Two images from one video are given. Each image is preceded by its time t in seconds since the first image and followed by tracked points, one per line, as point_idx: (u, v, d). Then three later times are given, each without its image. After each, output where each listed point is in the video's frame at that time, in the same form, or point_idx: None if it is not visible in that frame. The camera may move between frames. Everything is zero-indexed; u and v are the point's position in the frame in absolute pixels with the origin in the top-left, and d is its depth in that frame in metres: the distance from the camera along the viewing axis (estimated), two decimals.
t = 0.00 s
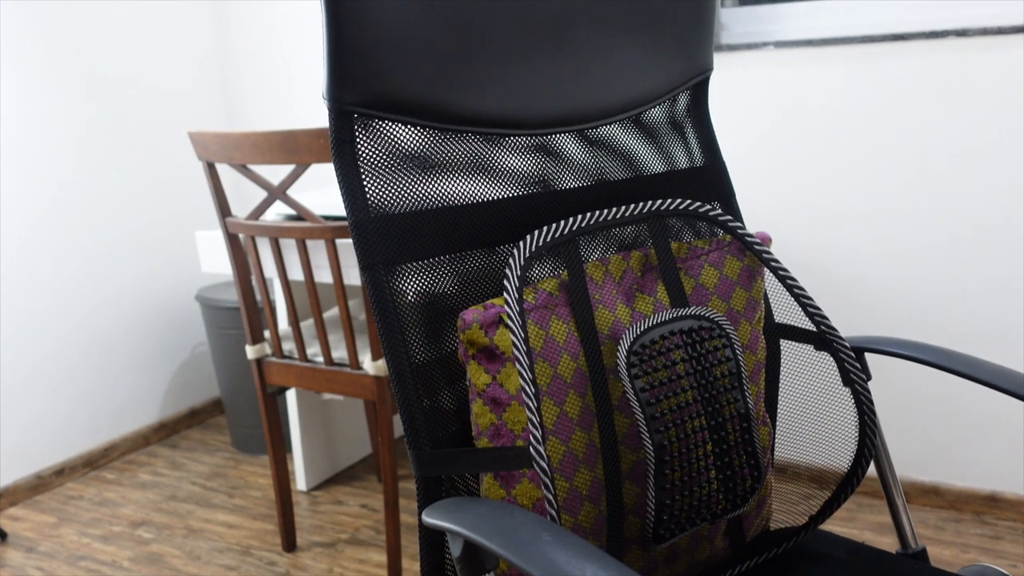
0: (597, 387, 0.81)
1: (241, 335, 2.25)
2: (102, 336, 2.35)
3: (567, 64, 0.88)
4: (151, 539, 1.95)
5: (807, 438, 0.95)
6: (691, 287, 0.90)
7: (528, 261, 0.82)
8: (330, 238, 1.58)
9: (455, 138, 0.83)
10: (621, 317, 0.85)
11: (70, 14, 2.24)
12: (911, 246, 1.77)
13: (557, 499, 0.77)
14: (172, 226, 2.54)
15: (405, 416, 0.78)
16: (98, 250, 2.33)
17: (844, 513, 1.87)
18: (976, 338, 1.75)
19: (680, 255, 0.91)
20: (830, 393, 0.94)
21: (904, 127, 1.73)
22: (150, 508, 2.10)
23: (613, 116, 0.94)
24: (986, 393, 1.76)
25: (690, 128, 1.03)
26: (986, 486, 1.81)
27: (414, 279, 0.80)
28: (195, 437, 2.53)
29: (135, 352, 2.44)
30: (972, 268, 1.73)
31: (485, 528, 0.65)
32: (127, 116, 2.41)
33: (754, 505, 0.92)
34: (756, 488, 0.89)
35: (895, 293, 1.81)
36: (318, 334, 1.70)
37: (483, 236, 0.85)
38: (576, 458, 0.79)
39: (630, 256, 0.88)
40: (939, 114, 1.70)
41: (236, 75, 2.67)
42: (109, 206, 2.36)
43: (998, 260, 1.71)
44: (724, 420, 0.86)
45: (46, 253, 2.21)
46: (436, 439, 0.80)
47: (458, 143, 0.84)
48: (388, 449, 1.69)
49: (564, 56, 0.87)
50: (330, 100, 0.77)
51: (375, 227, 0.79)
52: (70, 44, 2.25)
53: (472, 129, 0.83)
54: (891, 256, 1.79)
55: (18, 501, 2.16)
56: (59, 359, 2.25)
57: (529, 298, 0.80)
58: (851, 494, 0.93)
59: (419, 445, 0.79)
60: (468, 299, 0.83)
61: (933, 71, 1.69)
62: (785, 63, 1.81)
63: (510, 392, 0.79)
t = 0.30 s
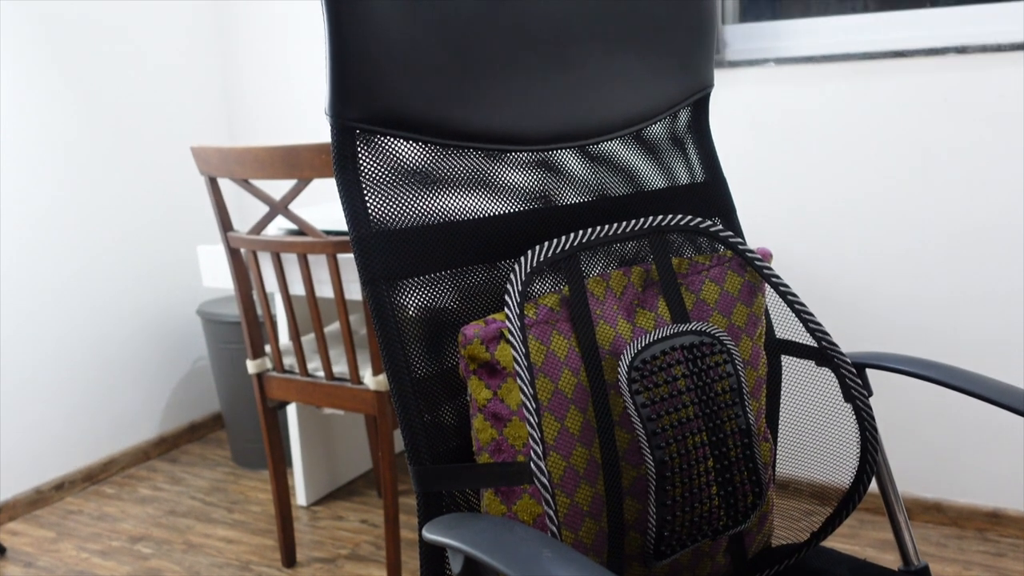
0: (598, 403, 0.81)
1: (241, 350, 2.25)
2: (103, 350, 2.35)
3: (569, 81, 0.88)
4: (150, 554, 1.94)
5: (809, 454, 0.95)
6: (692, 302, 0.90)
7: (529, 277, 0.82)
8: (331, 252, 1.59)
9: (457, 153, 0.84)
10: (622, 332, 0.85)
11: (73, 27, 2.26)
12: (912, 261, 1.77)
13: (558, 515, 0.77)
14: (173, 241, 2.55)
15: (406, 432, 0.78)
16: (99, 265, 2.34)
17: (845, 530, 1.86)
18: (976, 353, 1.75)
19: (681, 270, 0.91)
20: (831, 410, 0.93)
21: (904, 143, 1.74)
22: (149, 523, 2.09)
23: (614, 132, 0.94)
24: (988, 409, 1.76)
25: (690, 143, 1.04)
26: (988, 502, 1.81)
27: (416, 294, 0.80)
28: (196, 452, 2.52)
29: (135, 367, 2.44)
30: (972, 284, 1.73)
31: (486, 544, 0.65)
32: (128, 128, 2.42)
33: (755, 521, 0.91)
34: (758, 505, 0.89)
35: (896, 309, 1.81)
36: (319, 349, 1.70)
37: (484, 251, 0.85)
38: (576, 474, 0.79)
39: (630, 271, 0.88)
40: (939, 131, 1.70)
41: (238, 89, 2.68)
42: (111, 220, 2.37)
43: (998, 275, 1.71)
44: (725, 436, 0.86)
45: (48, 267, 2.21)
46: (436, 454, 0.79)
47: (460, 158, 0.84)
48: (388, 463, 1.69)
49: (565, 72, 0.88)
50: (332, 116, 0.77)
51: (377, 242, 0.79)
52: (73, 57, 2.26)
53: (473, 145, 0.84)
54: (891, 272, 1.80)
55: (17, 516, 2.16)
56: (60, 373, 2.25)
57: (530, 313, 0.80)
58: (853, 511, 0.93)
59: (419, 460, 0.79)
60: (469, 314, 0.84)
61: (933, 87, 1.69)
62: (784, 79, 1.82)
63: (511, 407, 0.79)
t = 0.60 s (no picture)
0: (599, 417, 0.81)
1: (242, 363, 2.25)
2: (103, 363, 2.35)
3: (570, 95, 0.89)
4: (149, 568, 1.94)
5: (810, 469, 0.95)
6: (692, 316, 0.90)
7: (530, 291, 0.82)
8: (332, 266, 1.59)
9: (458, 168, 0.84)
10: (622, 346, 0.85)
11: (76, 42, 2.27)
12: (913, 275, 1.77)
13: (558, 530, 0.77)
14: (175, 255, 2.55)
15: (407, 446, 0.78)
16: (100, 278, 2.34)
17: (847, 545, 1.85)
18: (977, 368, 1.75)
19: (682, 285, 0.91)
20: (832, 425, 0.93)
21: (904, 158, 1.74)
22: (148, 537, 2.08)
23: (614, 147, 0.95)
24: (989, 424, 1.76)
25: (691, 158, 1.04)
26: (990, 518, 1.80)
27: (416, 307, 0.80)
28: (195, 465, 2.52)
29: (136, 380, 2.44)
30: (973, 298, 1.73)
31: (488, 559, 0.65)
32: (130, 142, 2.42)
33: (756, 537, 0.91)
34: (759, 520, 0.89)
35: (897, 323, 1.80)
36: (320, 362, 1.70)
37: (485, 265, 0.85)
38: (577, 489, 0.79)
39: (631, 286, 0.88)
40: (940, 146, 1.71)
41: (240, 104, 2.69)
42: (113, 234, 2.37)
43: (999, 290, 1.71)
44: (726, 451, 0.86)
45: (50, 280, 2.22)
46: (437, 468, 0.79)
47: (461, 172, 0.84)
48: (388, 476, 1.69)
49: (566, 88, 0.88)
50: (334, 130, 0.77)
51: (378, 256, 0.79)
52: (76, 72, 2.28)
53: (475, 159, 0.84)
54: (892, 286, 1.80)
55: (16, 529, 2.15)
56: (60, 386, 2.25)
57: (531, 327, 0.80)
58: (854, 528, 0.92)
59: (420, 474, 0.79)
60: (469, 328, 0.84)
61: (932, 102, 1.70)
62: (785, 95, 1.83)
63: (511, 421, 0.79)
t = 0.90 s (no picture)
0: (599, 427, 0.81)
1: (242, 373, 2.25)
2: (103, 373, 2.35)
3: (571, 106, 0.89)
4: None
5: (811, 479, 0.94)
6: (693, 326, 0.91)
7: (531, 300, 0.82)
8: (333, 275, 1.59)
9: (459, 178, 0.84)
10: (623, 356, 0.85)
11: (78, 52, 2.28)
12: (913, 286, 1.77)
13: (558, 540, 0.76)
14: (176, 266, 2.56)
15: (407, 455, 0.78)
16: (101, 287, 2.34)
17: (849, 556, 1.84)
18: (977, 378, 1.75)
19: (682, 295, 0.91)
20: (833, 435, 0.93)
21: (903, 169, 1.74)
22: (148, 546, 2.08)
23: (615, 157, 0.95)
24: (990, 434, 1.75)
25: (691, 168, 1.04)
26: (991, 528, 1.80)
27: (417, 317, 0.81)
28: (195, 475, 2.51)
29: (136, 389, 2.44)
30: (974, 308, 1.73)
31: (487, 570, 0.65)
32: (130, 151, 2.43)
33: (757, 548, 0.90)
34: (760, 530, 0.88)
35: (897, 333, 1.80)
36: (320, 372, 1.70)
37: (486, 275, 0.85)
38: (577, 499, 0.79)
39: (632, 296, 0.88)
40: (940, 157, 1.71)
41: (241, 114, 2.70)
42: (113, 243, 2.37)
43: (999, 300, 1.71)
44: (726, 461, 0.86)
45: (51, 289, 2.22)
46: (437, 478, 0.79)
47: (462, 182, 0.85)
48: (388, 486, 1.68)
49: (567, 98, 0.89)
50: (336, 141, 0.78)
51: (378, 266, 0.79)
52: (77, 82, 2.28)
53: (475, 169, 0.84)
54: (892, 297, 1.80)
55: (16, 539, 2.14)
56: (60, 395, 2.24)
57: (531, 337, 0.80)
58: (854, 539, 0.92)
59: (420, 485, 0.78)
60: (470, 338, 0.84)
61: (933, 113, 1.70)
62: (785, 106, 1.83)
63: (512, 431, 0.79)
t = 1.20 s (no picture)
0: (599, 440, 0.81)
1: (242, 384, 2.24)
2: (103, 384, 2.35)
3: (572, 119, 0.89)
4: None
5: (812, 493, 0.94)
6: (693, 339, 0.91)
7: (531, 313, 0.82)
8: (333, 287, 1.59)
9: (460, 190, 0.85)
10: (623, 369, 0.85)
11: (79, 63, 2.29)
12: (914, 298, 1.77)
13: (558, 553, 0.76)
14: (177, 277, 2.56)
15: (407, 467, 0.78)
16: (102, 299, 2.34)
17: (850, 570, 1.84)
18: (978, 391, 1.75)
19: (683, 307, 0.91)
20: (834, 448, 0.93)
21: (903, 182, 1.75)
22: (147, 559, 2.07)
23: (616, 170, 0.95)
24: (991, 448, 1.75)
25: (692, 181, 1.04)
26: (992, 542, 1.79)
27: (418, 330, 0.81)
28: (195, 487, 2.51)
29: (136, 401, 2.43)
30: (974, 321, 1.73)
31: None
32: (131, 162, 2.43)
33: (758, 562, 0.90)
34: (761, 543, 0.88)
35: (898, 346, 1.80)
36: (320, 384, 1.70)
37: (486, 287, 0.85)
38: (577, 512, 0.79)
39: (632, 308, 0.89)
40: (940, 170, 1.71)
41: (242, 126, 2.71)
42: (113, 254, 2.38)
43: (999, 313, 1.71)
44: (727, 474, 0.86)
45: (51, 301, 2.22)
46: (437, 491, 0.79)
47: (463, 195, 0.85)
48: (388, 497, 1.68)
49: (568, 111, 0.89)
50: (337, 153, 0.78)
51: (379, 278, 0.79)
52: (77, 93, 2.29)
53: (476, 182, 0.85)
54: (893, 309, 1.80)
55: (14, 551, 2.14)
56: (60, 407, 2.24)
57: (532, 349, 0.81)
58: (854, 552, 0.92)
59: (420, 498, 0.78)
60: (471, 350, 0.84)
61: (931, 126, 1.71)
62: (785, 119, 1.84)
63: (513, 444, 0.79)
